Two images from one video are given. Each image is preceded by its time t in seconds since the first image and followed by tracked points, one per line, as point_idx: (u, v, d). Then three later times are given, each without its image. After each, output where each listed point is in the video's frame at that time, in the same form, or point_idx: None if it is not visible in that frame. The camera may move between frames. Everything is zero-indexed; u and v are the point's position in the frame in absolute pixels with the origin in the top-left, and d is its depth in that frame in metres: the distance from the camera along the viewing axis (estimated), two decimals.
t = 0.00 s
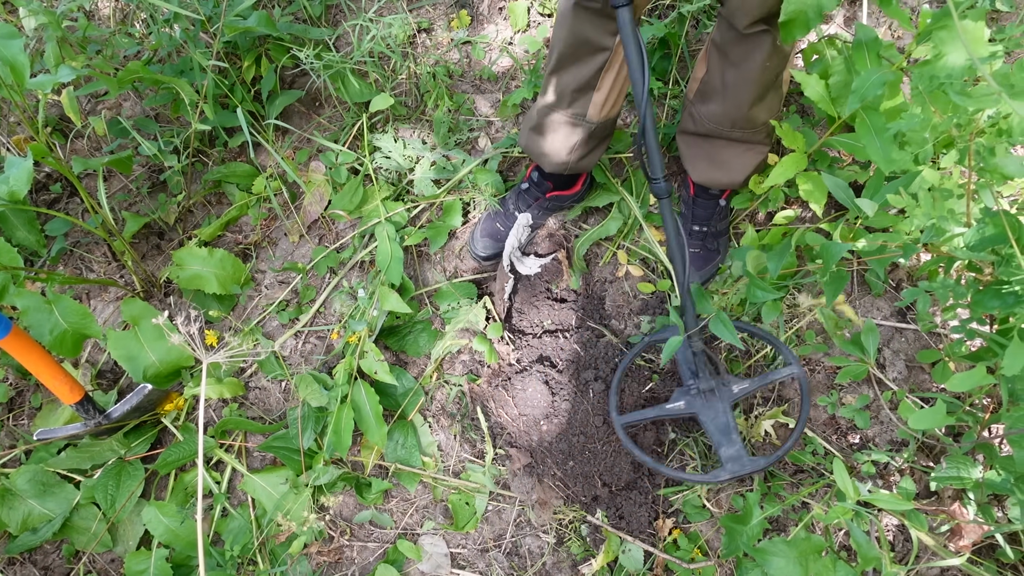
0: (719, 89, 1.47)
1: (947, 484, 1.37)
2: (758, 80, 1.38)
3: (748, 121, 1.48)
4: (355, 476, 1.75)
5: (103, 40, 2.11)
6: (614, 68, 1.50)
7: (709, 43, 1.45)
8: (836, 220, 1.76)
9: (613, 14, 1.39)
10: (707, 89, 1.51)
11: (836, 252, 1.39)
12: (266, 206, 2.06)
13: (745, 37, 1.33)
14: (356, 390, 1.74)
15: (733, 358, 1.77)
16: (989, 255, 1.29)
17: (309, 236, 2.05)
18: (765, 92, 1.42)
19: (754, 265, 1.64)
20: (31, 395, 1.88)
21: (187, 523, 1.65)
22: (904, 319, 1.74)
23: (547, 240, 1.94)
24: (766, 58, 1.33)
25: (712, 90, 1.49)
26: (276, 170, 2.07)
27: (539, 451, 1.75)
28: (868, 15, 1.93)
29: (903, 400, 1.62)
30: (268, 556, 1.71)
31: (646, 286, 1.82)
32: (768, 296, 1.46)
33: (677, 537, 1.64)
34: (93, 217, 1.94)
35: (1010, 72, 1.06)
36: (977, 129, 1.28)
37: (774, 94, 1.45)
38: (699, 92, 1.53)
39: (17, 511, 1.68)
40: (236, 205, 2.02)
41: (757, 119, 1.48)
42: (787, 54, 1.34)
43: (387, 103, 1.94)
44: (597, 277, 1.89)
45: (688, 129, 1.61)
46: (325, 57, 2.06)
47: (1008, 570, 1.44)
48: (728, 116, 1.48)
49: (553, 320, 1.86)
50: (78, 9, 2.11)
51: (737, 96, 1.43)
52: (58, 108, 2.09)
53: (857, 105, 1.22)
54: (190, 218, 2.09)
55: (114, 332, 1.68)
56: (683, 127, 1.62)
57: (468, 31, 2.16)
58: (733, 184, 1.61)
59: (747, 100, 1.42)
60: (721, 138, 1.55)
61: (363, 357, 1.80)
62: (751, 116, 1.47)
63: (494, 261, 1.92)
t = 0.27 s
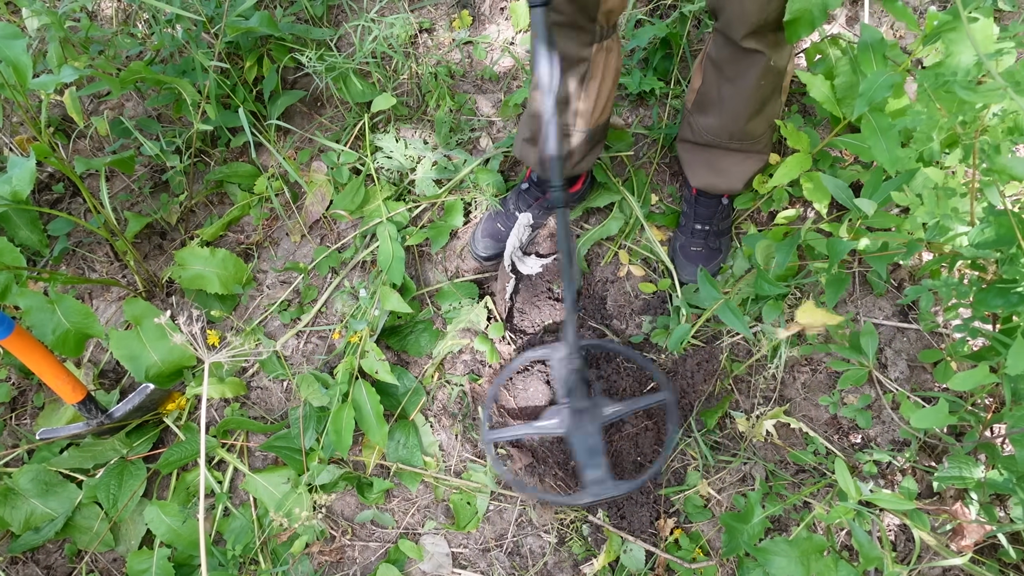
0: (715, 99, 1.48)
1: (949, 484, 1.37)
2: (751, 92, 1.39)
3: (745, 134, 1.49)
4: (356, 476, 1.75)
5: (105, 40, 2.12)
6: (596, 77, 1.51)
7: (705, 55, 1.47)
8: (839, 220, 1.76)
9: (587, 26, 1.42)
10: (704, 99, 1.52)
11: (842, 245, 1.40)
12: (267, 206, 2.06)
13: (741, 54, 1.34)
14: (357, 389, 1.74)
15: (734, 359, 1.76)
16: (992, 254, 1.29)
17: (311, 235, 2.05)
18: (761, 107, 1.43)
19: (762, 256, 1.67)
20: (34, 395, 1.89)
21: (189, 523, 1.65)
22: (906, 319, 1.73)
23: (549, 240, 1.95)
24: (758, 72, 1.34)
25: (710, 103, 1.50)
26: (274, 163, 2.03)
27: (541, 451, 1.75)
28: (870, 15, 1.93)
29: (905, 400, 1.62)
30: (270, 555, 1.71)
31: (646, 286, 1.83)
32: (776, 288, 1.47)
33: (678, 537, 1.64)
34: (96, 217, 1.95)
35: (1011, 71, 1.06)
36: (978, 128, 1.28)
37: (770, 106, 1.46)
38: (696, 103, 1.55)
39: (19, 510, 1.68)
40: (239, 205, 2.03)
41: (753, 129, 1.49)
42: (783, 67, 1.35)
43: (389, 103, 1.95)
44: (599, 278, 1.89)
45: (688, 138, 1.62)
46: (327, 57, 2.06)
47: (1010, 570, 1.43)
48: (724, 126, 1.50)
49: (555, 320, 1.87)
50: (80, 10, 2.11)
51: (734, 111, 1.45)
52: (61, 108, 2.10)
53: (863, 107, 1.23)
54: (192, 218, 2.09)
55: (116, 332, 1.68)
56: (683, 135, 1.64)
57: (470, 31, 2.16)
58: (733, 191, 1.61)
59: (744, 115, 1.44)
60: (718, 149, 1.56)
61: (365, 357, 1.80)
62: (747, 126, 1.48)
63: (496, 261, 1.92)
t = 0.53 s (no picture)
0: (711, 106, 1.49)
1: (949, 483, 1.37)
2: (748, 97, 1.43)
3: (744, 137, 1.51)
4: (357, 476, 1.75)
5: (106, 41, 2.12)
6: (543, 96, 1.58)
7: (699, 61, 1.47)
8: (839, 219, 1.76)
9: (539, 49, 1.45)
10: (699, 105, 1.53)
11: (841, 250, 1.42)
12: (268, 206, 2.06)
13: (736, 60, 1.38)
14: (357, 390, 1.74)
15: (735, 359, 1.76)
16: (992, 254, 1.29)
17: (311, 235, 2.05)
18: (759, 109, 1.46)
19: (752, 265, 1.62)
20: (35, 394, 1.89)
21: (189, 522, 1.66)
22: (907, 319, 1.73)
23: (551, 241, 1.93)
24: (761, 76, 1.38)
25: (706, 108, 1.52)
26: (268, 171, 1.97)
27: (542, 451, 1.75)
28: (871, 14, 1.93)
29: (905, 399, 1.62)
30: (271, 555, 1.72)
31: (647, 287, 1.84)
32: (771, 296, 1.49)
33: (678, 537, 1.65)
34: (97, 217, 1.95)
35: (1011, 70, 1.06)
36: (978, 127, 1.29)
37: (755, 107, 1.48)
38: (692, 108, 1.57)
39: (20, 510, 1.68)
40: (239, 205, 2.03)
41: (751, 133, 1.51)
42: (777, 70, 1.39)
43: (388, 102, 1.95)
44: (600, 278, 1.89)
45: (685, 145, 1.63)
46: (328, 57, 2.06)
47: (1011, 569, 1.43)
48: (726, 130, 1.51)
49: (556, 320, 1.87)
50: (81, 10, 2.12)
51: (732, 116, 1.47)
52: (62, 108, 2.10)
53: (861, 106, 1.25)
54: (193, 218, 2.09)
55: (117, 332, 1.69)
56: (680, 141, 1.65)
57: (471, 30, 2.16)
58: (733, 192, 1.61)
59: (742, 118, 1.46)
60: (716, 152, 1.57)
61: (364, 357, 1.80)
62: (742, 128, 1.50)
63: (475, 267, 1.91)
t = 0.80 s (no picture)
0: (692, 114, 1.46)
1: (950, 482, 1.37)
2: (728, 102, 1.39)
3: (733, 141, 1.47)
4: (358, 476, 1.75)
5: (107, 40, 2.12)
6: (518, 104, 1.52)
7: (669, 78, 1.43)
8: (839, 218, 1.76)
9: (504, 60, 1.38)
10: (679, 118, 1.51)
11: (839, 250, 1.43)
12: (268, 205, 2.06)
13: (715, 76, 1.35)
14: (355, 390, 1.73)
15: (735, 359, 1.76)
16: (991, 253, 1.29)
17: (311, 235, 2.05)
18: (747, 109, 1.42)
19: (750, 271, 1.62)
20: (35, 394, 1.89)
21: (190, 521, 1.66)
22: (907, 318, 1.73)
23: (550, 240, 1.94)
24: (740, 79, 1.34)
25: (687, 121, 1.49)
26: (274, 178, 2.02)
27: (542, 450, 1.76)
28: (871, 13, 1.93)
29: (905, 399, 1.62)
30: (271, 554, 1.72)
31: (647, 286, 1.83)
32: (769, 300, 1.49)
33: (678, 536, 1.65)
34: (97, 217, 1.96)
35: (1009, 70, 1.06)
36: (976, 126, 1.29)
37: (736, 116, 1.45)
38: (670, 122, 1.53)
39: (20, 509, 1.68)
40: (239, 204, 2.03)
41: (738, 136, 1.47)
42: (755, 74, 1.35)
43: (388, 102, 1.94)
44: (600, 277, 1.89)
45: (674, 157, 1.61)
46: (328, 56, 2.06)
47: (1012, 568, 1.43)
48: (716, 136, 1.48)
49: (556, 320, 1.88)
50: (82, 9, 2.12)
51: (719, 125, 1.43)
52: (63, 107, 2.10)
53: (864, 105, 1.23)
54: (193, 217, 2.09)
55: (117, 331, 1.69)
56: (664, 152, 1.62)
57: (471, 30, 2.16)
58: (727, 189, 1.59)
59: (732, 125, 1.42)
60: (704, 159, 1.54)
61: (364, 356, 1.80)
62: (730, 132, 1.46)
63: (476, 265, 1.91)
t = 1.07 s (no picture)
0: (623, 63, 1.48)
1: (950, 482, 1.37)
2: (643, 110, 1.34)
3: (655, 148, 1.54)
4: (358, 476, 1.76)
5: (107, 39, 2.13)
6: (487, 109, 1.40)
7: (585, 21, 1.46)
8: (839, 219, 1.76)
9: (457, 76, 1.27)
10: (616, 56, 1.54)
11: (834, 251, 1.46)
12: (269, 204, 2.06)
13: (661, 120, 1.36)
14: (355, 390, 1.73)
15: (735, 358, 1.76)
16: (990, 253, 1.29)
17: (312, 235, 2.05)
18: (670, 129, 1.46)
19: (751, 266, 1.62)
20: (35, 393, 1.89)
21: (190, 521, 1.66)
22: (907, 318, 1.74)
23: (550, 240, 1.94)
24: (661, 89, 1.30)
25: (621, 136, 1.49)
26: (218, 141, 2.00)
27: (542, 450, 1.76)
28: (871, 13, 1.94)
29: (905, 398, 1.62)
30: (271, 554, 1.72)
31: (646, 286, 1.82)
32: (768, 294, 1.55)
33: (678, 536, 1.65)
34: (97, 216, 1.96)
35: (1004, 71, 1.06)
36: (973, 128, 1.30)
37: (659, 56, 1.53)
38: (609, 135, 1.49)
39: (20, 508, 1.68)
40: (239, 204, 2.03)
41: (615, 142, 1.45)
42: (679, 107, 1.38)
43: (389, 102, 1.94)
44: (600, 277, 1.89)
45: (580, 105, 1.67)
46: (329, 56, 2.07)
47: (1011, 568, 1.44)
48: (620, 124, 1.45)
49: (556, 320, 1.88)
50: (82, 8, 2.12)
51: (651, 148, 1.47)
52: (63, 107, 2.10)
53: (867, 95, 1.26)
54: (193, 217, 2.09)
55: (118, 331, 1.69)
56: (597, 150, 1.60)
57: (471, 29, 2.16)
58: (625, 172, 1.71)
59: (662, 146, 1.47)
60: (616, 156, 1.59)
61: (364, 356, 1.80)
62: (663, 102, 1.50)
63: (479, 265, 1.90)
